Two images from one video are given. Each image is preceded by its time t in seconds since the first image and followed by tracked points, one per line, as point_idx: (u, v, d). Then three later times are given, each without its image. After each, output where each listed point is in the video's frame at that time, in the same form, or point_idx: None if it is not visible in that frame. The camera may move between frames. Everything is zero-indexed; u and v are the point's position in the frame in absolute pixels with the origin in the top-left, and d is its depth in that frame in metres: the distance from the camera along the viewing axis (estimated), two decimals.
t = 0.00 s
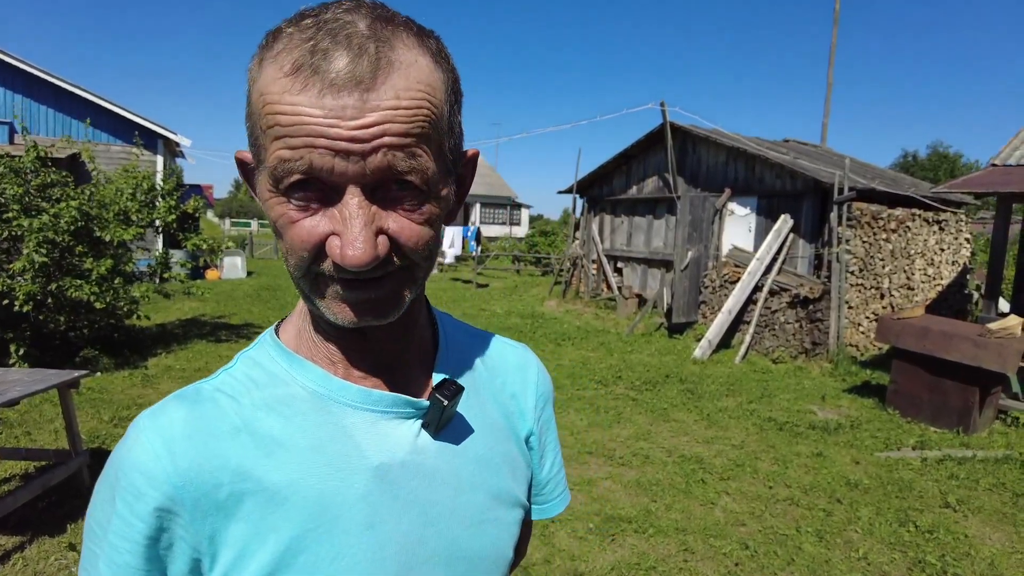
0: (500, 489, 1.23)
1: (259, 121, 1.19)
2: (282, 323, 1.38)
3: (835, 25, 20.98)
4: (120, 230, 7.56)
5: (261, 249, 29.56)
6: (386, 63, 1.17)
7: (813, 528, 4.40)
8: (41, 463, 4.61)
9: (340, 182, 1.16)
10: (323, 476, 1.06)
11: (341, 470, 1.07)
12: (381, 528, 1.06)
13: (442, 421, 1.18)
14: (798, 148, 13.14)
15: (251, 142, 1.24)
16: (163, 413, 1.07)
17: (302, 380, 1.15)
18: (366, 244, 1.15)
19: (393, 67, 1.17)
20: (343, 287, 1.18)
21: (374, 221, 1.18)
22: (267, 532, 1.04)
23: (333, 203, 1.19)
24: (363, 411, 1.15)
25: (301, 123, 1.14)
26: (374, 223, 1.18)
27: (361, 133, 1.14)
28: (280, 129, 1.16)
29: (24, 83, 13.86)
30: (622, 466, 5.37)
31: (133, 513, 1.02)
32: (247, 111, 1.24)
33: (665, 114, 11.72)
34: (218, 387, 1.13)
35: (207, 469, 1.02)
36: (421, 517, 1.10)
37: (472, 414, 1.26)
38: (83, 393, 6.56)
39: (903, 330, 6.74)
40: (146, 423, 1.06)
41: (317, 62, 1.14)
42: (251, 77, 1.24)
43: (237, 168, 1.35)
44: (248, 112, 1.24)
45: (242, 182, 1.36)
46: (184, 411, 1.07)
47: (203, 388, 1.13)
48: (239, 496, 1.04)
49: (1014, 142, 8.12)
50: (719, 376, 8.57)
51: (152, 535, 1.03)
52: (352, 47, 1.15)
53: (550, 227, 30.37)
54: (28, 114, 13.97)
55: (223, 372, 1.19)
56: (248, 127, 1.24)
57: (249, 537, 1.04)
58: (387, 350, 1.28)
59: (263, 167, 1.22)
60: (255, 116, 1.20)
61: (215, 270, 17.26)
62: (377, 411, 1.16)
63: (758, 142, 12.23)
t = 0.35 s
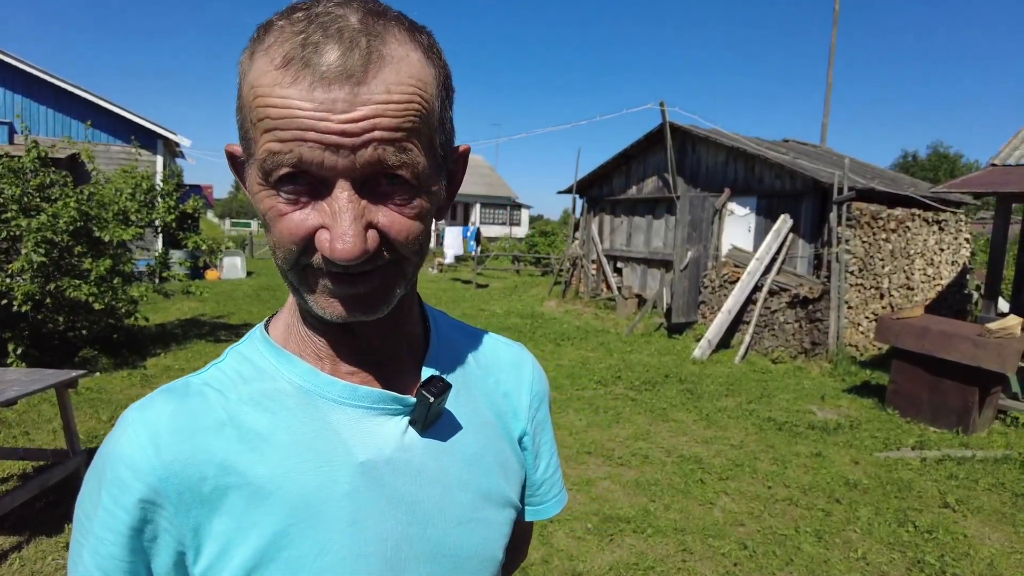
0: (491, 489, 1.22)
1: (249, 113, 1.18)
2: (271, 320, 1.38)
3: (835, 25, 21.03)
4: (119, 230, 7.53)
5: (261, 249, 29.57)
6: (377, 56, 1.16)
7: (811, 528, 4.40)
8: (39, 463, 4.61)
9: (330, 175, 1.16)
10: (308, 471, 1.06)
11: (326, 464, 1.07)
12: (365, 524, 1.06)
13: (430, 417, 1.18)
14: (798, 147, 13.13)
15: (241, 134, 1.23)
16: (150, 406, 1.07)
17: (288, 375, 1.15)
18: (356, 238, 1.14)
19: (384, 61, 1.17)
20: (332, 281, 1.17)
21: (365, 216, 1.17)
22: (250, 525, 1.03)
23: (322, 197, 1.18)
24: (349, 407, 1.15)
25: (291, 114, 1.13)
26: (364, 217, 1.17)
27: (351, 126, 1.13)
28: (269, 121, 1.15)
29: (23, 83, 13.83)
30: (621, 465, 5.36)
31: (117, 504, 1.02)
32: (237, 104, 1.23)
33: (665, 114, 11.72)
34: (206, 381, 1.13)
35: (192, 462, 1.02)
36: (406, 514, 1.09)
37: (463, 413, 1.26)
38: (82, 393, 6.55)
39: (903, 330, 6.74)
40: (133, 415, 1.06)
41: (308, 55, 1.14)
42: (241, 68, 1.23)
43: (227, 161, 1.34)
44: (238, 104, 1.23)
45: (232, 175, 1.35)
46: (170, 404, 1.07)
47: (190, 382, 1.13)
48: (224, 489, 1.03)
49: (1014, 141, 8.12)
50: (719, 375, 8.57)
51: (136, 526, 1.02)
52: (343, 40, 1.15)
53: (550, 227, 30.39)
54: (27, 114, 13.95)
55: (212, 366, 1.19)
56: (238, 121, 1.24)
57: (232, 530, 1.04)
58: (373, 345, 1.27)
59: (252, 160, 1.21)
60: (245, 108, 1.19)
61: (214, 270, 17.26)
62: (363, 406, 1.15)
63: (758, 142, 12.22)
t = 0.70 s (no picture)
0: (486, 480, 1.21)
1: (277, 99, 1.16)
2: (265, 316, 1.36)
3: (834, 24, 21.03)
4: (119, 230, 7.52)
5: (261, 249, 29.57)
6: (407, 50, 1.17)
7: (811, 528, 4.39)
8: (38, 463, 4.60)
9: (361, 163, 1.15)
10: (301, 458, 1.06)
11: (320, 451, 1.07)
12: (359, 510, 1.06)
13: (422, 406, 1.17)
14: (798, 147, 13.12)
15: (259, 121, 1.21)
16: (147, 395, 1.07)
17: (283, 364, 1.15)
18: (387, 223, 1.14)
19: (414, 55, 1.18)
20: (357, 266, 1.17)
21: (392, 203, 1.17)
22: (245, 511, 1.03)
23: (349, 184, 1.17)
24: (343, 395, 1.15)
25: (327, 102, 1.12)
26: (393, 205, 1.17)
27: (385, 115, 1.13)
28: (303, 108, 1.14)
29: (24, 83, 13.82)
30: (620, 465, 5.36)
31: (113, 490, 1.01)
32: (256, 92, 1.21)
33: (665, 113, 11.72)
34: (202, 371, 1.13)
35: (188, 449, 1.02)
36: (400, 501, 1.09)
37: (456, 404, 1.25)
38: (80, 393, 6.53)
39: (902, 329, 6.74)
40: (130, 403, 1.06)
41: (345, 44, 1.13)
42: (262, 55, 1.21)
43: (230, 149, 1.31)
44: (258, 90, 1.20)
45: (234, 163, 1.32)
46: (166, 392, 1.07)
47: (187, 373, 1.13)
48: (218, 476, 1.03)
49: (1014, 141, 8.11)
50: (719, 376, 8.55)
51: (131, 513, 1.02)
52: (377, 32, 1.15)
53: (550, 228, 30.38)
54: (28, 114, 13.93)
55: (207, 358, 1.19)
56: (256, 110, 1.22)
57: (228, 516, 1.03)
58: (371, 334, 1.27)
59: (276, 145, 1.19)
60: (272, 94, 1.17)
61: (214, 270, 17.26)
62: (357, 394, 1.15)
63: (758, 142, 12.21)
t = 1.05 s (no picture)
0: (484, 480, 1.21)
1: (258, 97, 1.16)
2: (264, 315, 1.35)
3: (835, 25, 21.04)
4: (118, 229, 7.51)
5: (261, 249, 29.55)
6: (384, 42, 1.16)
7: (810, 528, 4.38)
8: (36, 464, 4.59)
9: (339, 158, 1.14)
10: (301, 458, 1.05)
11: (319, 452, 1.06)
12: (358, 511, 1.05)
13: (421, 407, 1.16)
14: (798, 148, 13.16)
15: (246, 120, 1.22)
16: (147, 394, 1.06)
17: (283, 363, 1.14)
18: (365, 217, 1.13)
19: (391, 46, 1.17)
20: (341, 263, 1.16)
21: (373, 198, 1.16)
22: (244, 511, 1.02)
23: (331, 179, 1.16)
24: (342, 395, 1.14)
25: (303, 97, 1.12)
26: (373, 200, 1.16)
27: (360, 109, 1.12)
28: (279, 104, 1.14)
29: (24, 82, 13.77)
30: (620, 465, 5.35)
31: (113, 490, 1.00)
32: (243, 92, 1.21)
33: (665, 113, 11.70)
34: (201, 371, 1.12)
35: (186, 449, 1.01)
36: (399, 502, 1.08)
37: (457, 406, 1.24)
38: (79, 394, 6.52)
39: (903, 330, 6.72)
40: (130, 403, 1.05)
41: (319, 38, 1.13)
42: (247, 55, 1.22)
43: (226, 151, 1.32)
44: (243, 90, 1.21)
45: (231, 165, 1.33)
46: (167, 392, 1.06)
47: (186, 372, 1.12)
48: (218, 476, 1.02)
49: (1016, 141, 8.09)
50: (719, 376, 8.54)
51: (131, 512, 1.01)
52: (353, 25, 1.14)
53: (550, 227, 30.38)
54: (28, 114, 13.87)
55: (208, 358, 1.18)
56: (242, 111, 1.22)
57: (227, 517, 1.02)
58: (368, 333, 1.26)
59: (259, 144, 1.19)
60: (254, 92, 1.17)
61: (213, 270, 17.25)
62: (354, 394, 1.14)
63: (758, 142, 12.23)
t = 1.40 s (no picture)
0: (470, 476, 1.19)
1: (249, 95, 1.15)
2: (251, 310, 1.34)
3: (835, 25, 21.03)
4: (117, 229, 7.49)
5: (260, 249, 29.53)
6: (380, 41, 1.15)
7: (810, 528, 4.37)
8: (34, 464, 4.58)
9: (335, 161, 1.13)
10: (284, 453, 1.04)
11: (301, 446, 1.05)
12: (339, 506, 1.04)
13: (406, 403, 1.14)
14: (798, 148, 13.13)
15: (235, 117, 1.20)
16: (131, 386, 1.06)
17: (267, 358, 1.13)
18: (362, 220, 1.12)
19: (388, 46, 1.15)
20: (334, 265, 1.15)
21: (368, 201, 1.15)
22: (226, 505, 1.01)
23: (325, 181, 1.15)
24: (327, 391, 1.12)
25: (297, 98, 1.11)
26: (369, 203, 1.15)
27: (356, 110, 1.11)
28: (273, 105, 1.12)
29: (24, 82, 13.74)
30: (620, 465, 5.34)
31: (96, 481, 1.00)
32: (231, 88, 1.20)
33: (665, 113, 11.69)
34: (187, 364, 1.12)
35: (169, 441, 1.01)
36: (381, 498, 1.07)
37: (444, 402, 1.23)
38: (78, 394, 6.50)
39: (903, 330, 6.71)
40: (115, 395, 1.05)
41: (314, 38, 1.11)
42: (236, 50, 1.19)
43: (212, 145, 1.29)
44: (232, 86, 1.19)
45: (217, 159, 1.31)
46: (151, 385, 1.05)
47: (172, 365, 1.12)
48: (201, 470, 1.01)
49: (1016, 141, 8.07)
50: (719, 376, 8.51)
51: (114, 503, 1.01)
52: (348, 24, 1.13)
53: (550, 227, 30.38)
54: (28, 114, 13.85)
55: (194, 351, 1.17)
56: (232, 107, 1.20)
57: (208, 510, 1.01)
58: (355, 329, 1.25)
59: (250, 143, 1.18)
60: (244, 90, 1.16)
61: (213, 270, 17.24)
62: (339, 390, 1.13)
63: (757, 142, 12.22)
